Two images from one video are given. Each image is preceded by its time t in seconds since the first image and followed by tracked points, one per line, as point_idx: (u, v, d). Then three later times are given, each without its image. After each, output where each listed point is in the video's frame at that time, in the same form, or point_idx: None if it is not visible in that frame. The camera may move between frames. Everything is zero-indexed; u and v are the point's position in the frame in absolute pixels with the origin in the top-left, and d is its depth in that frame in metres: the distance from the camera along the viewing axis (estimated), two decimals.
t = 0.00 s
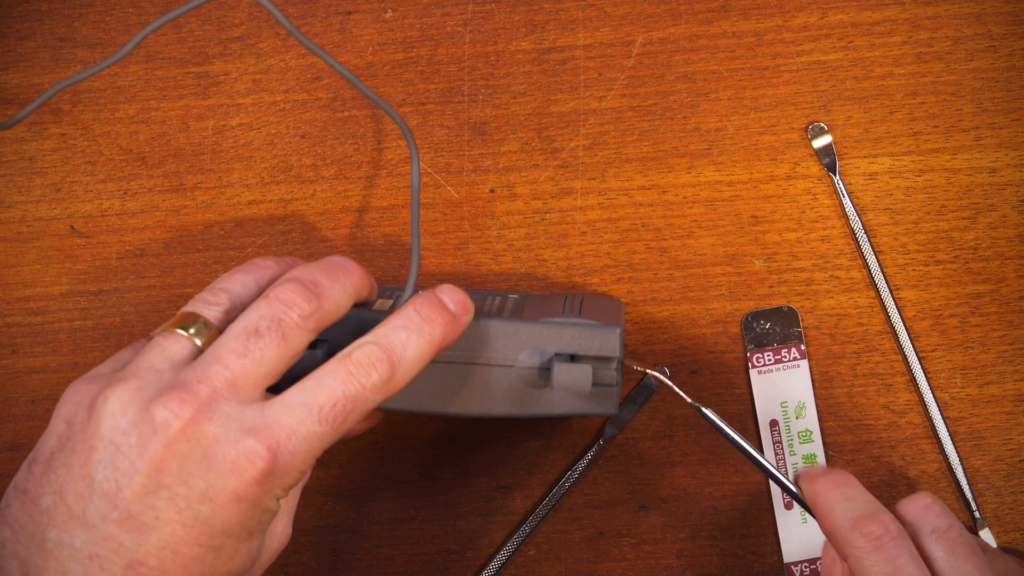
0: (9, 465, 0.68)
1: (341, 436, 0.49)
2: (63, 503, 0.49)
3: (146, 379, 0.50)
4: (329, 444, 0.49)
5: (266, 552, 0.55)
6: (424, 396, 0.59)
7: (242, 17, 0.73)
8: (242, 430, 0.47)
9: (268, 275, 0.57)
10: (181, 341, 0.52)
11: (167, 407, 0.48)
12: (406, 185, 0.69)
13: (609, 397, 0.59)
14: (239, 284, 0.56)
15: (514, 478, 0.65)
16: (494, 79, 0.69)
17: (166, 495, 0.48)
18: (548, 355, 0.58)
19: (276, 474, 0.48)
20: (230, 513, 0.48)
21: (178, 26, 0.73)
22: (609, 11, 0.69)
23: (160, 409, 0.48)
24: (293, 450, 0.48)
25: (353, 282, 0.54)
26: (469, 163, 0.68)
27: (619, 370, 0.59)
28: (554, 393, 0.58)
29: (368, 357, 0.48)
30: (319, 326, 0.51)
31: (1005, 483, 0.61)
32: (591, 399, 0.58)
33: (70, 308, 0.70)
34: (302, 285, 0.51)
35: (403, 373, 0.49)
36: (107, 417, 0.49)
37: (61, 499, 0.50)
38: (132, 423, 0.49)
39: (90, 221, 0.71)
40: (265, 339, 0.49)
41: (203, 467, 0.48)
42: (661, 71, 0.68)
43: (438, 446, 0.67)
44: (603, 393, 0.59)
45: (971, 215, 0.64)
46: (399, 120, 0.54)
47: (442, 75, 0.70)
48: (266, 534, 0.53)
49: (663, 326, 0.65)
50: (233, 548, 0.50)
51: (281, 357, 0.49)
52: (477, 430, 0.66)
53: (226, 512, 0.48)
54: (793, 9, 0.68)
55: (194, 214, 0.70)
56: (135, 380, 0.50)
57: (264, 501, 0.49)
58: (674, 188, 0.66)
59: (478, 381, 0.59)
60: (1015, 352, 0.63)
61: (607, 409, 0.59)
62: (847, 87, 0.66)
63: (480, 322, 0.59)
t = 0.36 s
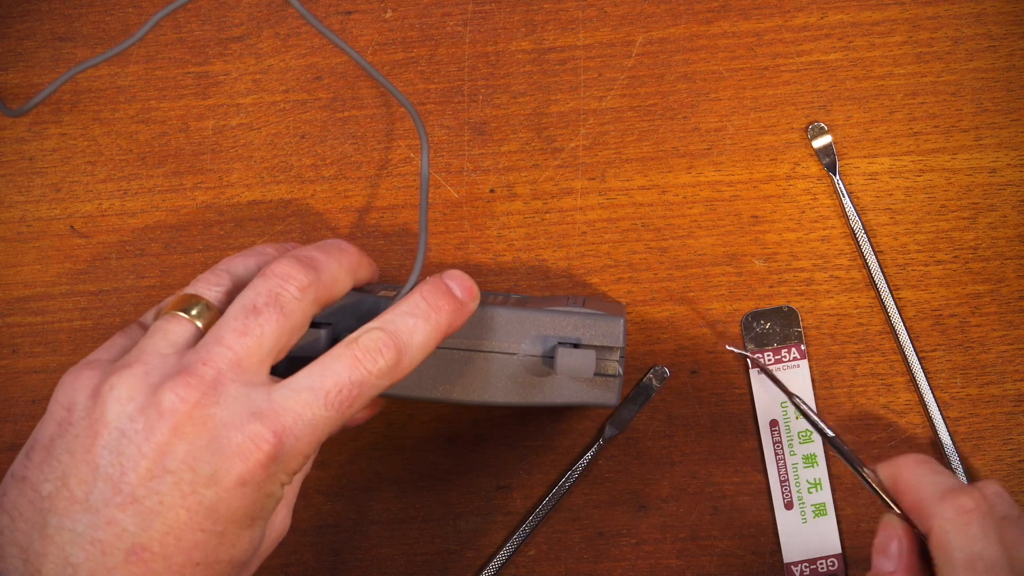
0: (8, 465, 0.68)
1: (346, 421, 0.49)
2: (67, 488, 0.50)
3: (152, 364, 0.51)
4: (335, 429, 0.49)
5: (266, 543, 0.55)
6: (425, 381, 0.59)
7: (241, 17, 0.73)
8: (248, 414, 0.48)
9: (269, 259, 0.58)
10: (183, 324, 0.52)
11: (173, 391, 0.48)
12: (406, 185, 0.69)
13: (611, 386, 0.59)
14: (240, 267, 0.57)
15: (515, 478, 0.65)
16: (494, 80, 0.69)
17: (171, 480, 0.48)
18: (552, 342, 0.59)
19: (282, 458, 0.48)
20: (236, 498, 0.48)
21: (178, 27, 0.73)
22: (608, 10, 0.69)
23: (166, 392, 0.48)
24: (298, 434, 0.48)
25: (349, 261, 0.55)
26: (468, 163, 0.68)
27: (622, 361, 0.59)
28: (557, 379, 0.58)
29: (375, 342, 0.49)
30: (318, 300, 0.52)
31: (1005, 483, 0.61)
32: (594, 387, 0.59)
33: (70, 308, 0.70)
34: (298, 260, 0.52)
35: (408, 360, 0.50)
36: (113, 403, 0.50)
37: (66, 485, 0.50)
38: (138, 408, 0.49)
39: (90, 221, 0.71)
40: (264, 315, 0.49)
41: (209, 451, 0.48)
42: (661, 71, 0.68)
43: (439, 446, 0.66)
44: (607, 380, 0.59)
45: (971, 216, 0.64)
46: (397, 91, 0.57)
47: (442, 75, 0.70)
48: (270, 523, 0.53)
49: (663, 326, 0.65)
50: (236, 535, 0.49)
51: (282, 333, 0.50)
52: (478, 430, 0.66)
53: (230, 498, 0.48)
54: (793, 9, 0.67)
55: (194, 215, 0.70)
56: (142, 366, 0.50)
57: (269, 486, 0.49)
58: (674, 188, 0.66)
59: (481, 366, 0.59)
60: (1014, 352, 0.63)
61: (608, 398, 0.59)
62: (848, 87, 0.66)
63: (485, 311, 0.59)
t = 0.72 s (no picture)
0: (8, 465, 0.68)
1: (346, 415, 0.49)
2: (68, 485, 0.50)
3: (153, 361, 0.51)
4: (336, 423, 0.49)
5: (269, 539, 0.55)
6: (425, 378, 0.59)
7: (241, 17, 0.73)
8: (248, 410, 0.48)
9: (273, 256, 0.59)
10: (185, 321, 0.52)
11: (173, 388, 0.48)
12: (407, 185, 0.69)
13: (611, 383, 0.59)
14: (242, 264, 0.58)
15: (516, 478, 0.65)
16: (494, 80, 0.69)
17: (170, 476, 0.48)
18: (552, 340, 0.59)
19: (282, 454, 0.48)
20: (236, 495, 0.48)
21: (178, 27, 0.73)
22: (608, 10, 0.69)
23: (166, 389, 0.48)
24: (298, 429, 0.48)
25: (350, 247, 0.54)
26: (469, 163, 0.68)
27: (622, 359, 0.59)
28: (557, 377, 0.59)
29: (375, 334, 0.48)
30: (318, 290, 0.52)
31: (1004, 483, 0.61)
32: (595, 385, 0.59)
33: (70, 308, 0.70)
34: (296, 251, 0.52)
35: (409, 351, 0.50)
36: (114, 400, 0.50)
37: (67, 482, 0.50)
38: (138, 404, 0.49)
39: (90, 221, 0.71)
40: (262, 309, 0.49)
41: (209, 448, 0.48)
42: (661, 71, 0.68)
43: (439, 446, 0.66)
44: (607, 377, 0.59)
45: (971, 215, 0.64)
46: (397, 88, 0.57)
47: (442, 75, 0.70)
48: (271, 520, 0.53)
49: (663, 326, 0.65)
50: (236, 532, 0.49)
51: (281, 326, 0.50)
52: (478, 430, 0.66)
53: (230, 493, 0.48)
54: (793, 9, 0.67)
55: (194, 215, 0.70)
56: (143, 362, 0.50)
57: (270, 483, 0.49)
58: (674, 188, 0.66)
59: (482, 364, 0.59)
60: (1014, 352, 0.63)
61: (608, 396, 0.59)
62: (848, 87, 0.66)
63: (486, 309, 0.59)
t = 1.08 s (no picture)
0: (8, 465, 0.68)
1: (344, 413, 0.49)
2: (70, 479, 0.50)
3: (154, 356, 0.51)
4: (334, 421, 0.49)
5: (272, 536, 0.55)
6: (424, 381, 0.59)
7: (241, 17, 0.73)
8: (246, 406, 0.48)
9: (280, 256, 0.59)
10: (188, 317, 0.53)
11: (172, 383, 0.48)
12: (407, 185, 0.69)
13: (611, 388, 0.59)
14: (250, 259, 0.58)
15: (516, 478, 0.65)
16: (494, 80, 0.69)
17: (168, 471, 0.48)
18: (552, 344, 0.58)
19: (280, 450, 0.48)
20: (234, 490, 0.48)
21: (178, 26, 0.73)
22: (608, 10, 0.69)
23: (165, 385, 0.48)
24: (296, 426, 0.48)
25: (353, 256, 0.56)
26: (469, 163, 0.68)
27: (621, 363, 0.59)
28: (557, 381, 0.58)
29: (374, 332, 0.48)
30: (319, 291, 0.52)
31: (1004, 483, 0.61)
32: (595, 390, 0.59)
33: (70, 308, 0.70)
34: (299, 252, 0.52)
35: (407, 351, 0.50)
36: (114, 395, 0.50)
37: (69, 476, 0.50)
38: (138, 399, 0.49)
39: (90, 221, 0.71)
40: (261, 306, 0.49)
41: (207, 444, 0.48)
42: (661, 71, 0.68)
43: (440, 446, 0.66)
44: (607, 382, 0.59)
45: (971, 215, 0.64)
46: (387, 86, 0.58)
47: (442, 75, 0.70)
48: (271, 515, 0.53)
49: (663, 326, 0.65)
50: (235, 527, 0.49)
51: (281, 324, 0.50)
52: (478, 430, 0.66)
53: (228, 489, 0.48)
54: (793, 9, 0.67)
55: (194, 215, 0.70)
56: (144, 358, 0.51)
57: (269, 478, 0.49)
58: (674, 188, 0.66)
59: (481, 367, 0.59)
60: (1014, 352, 0.63)
61: (608, 401, 0.59)
62: (848, 87, 0.66)
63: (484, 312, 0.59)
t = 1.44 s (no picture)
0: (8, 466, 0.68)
1: (340, 436, 0.49)
2: (67, 496, 0.50)
3: (152, 374, 0.51)
4: (328, 444, 0.49)
5: (270, 550, 0.55)
6: (424, 399, 0.59)
7: (241, 17, 0.73)
8: (241, 429, 0.48)
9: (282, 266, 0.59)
10: (188, 334, 0.53)
11: (167, 405, 0.48)
12: (406, 185, 0.69)
13: (610, 411, 0.59)
14: (252, 274, 0.57)
15: (516, 478, 0.65)
16: (494, 79, 0.69)
17: (164, 492, 0.48)
18: (551, 366, 0.58)
19: (275, 473, 0.48)
20: (229, 512, 0.48)
21: (178, 27, 0.73)
22: (608, 11, 0.69)
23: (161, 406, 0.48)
24: (291, 449, 0.48)
25: (355, 274, 0.55)
26: (469, 163, 0.68)
27: (621, 386, 0.59)
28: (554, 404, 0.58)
29: (370, 355, 0.48)
30: (319, 312, 0.52)
31: (1004, 483, 0.61)
32: (594, 414, 0.58)
33: (70, 308, 0.70)
34: (301, 273, 0.52)
35: (403, 372, 0.50)
36: (112, 413, 0.50)
37: (66, 492, 0.50)
38: (135, 419, 0.49)
39: (90, 221, 0.71)
40: (260, 329, 0.49)
41: (202, 466, 0.48)
42: (661, 71, 0.68)
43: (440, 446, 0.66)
44: (606, 407, 0.59)
45: (971, 215, 0.64)
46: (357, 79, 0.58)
47: (442, 75, 0.70)
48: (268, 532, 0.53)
49: (663, 326, 0.65)
50: (231, 547, 0.49)
51: (280, 348, 0.50)
52: (478, 430, 0.66)
53: (223, 511, 0.48)
54: (793, 10, 0.68)
55: (194, 215, 0.70)
56: (142, 376, 0.51)
57: (264, 499, 0.49)
58: (674, 188, 0.66)
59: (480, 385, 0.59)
60: (1014, 352, 0.63)
61: (606, 424, 0.59)
62: (848, 87, 0.66)
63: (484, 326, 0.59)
